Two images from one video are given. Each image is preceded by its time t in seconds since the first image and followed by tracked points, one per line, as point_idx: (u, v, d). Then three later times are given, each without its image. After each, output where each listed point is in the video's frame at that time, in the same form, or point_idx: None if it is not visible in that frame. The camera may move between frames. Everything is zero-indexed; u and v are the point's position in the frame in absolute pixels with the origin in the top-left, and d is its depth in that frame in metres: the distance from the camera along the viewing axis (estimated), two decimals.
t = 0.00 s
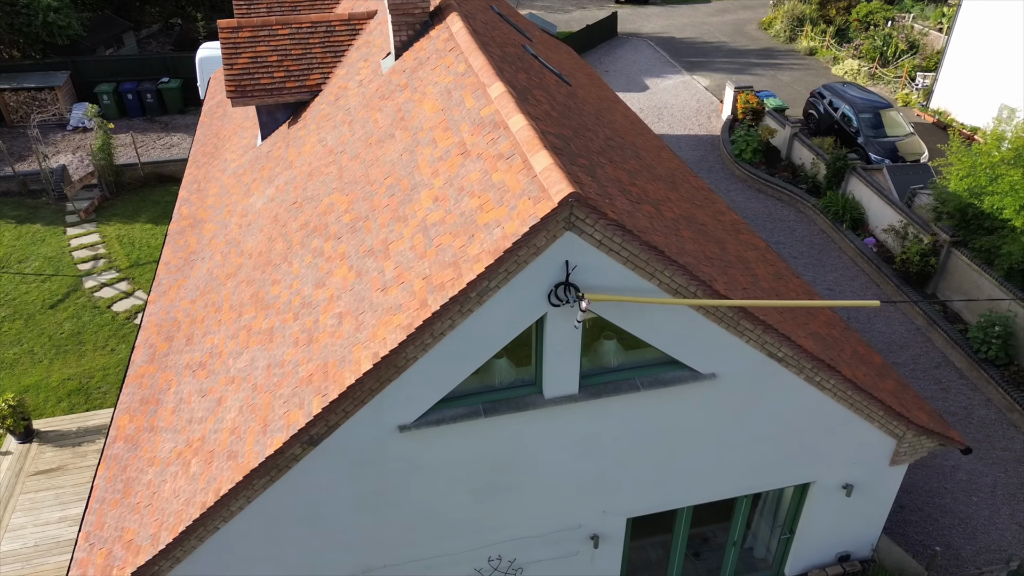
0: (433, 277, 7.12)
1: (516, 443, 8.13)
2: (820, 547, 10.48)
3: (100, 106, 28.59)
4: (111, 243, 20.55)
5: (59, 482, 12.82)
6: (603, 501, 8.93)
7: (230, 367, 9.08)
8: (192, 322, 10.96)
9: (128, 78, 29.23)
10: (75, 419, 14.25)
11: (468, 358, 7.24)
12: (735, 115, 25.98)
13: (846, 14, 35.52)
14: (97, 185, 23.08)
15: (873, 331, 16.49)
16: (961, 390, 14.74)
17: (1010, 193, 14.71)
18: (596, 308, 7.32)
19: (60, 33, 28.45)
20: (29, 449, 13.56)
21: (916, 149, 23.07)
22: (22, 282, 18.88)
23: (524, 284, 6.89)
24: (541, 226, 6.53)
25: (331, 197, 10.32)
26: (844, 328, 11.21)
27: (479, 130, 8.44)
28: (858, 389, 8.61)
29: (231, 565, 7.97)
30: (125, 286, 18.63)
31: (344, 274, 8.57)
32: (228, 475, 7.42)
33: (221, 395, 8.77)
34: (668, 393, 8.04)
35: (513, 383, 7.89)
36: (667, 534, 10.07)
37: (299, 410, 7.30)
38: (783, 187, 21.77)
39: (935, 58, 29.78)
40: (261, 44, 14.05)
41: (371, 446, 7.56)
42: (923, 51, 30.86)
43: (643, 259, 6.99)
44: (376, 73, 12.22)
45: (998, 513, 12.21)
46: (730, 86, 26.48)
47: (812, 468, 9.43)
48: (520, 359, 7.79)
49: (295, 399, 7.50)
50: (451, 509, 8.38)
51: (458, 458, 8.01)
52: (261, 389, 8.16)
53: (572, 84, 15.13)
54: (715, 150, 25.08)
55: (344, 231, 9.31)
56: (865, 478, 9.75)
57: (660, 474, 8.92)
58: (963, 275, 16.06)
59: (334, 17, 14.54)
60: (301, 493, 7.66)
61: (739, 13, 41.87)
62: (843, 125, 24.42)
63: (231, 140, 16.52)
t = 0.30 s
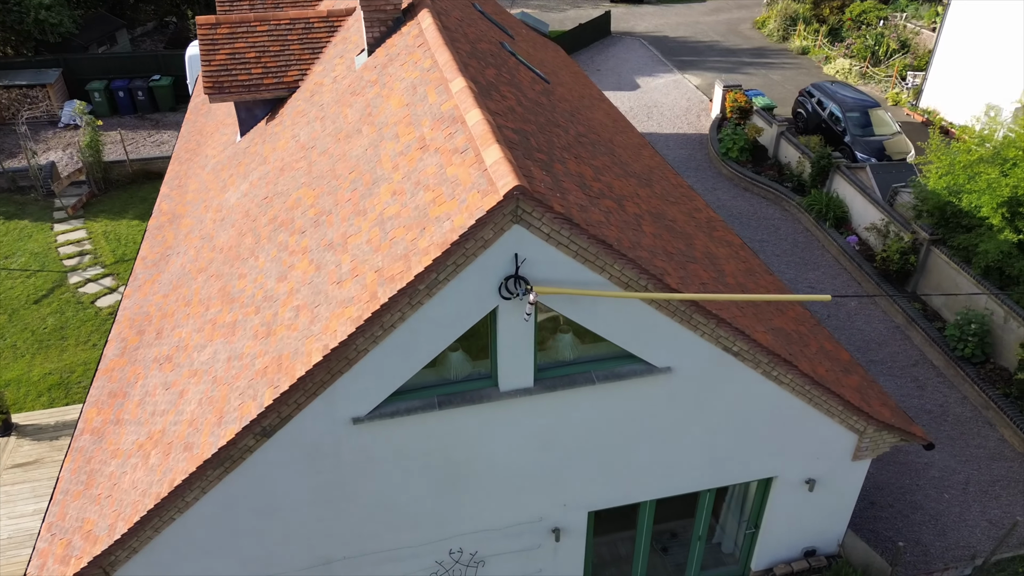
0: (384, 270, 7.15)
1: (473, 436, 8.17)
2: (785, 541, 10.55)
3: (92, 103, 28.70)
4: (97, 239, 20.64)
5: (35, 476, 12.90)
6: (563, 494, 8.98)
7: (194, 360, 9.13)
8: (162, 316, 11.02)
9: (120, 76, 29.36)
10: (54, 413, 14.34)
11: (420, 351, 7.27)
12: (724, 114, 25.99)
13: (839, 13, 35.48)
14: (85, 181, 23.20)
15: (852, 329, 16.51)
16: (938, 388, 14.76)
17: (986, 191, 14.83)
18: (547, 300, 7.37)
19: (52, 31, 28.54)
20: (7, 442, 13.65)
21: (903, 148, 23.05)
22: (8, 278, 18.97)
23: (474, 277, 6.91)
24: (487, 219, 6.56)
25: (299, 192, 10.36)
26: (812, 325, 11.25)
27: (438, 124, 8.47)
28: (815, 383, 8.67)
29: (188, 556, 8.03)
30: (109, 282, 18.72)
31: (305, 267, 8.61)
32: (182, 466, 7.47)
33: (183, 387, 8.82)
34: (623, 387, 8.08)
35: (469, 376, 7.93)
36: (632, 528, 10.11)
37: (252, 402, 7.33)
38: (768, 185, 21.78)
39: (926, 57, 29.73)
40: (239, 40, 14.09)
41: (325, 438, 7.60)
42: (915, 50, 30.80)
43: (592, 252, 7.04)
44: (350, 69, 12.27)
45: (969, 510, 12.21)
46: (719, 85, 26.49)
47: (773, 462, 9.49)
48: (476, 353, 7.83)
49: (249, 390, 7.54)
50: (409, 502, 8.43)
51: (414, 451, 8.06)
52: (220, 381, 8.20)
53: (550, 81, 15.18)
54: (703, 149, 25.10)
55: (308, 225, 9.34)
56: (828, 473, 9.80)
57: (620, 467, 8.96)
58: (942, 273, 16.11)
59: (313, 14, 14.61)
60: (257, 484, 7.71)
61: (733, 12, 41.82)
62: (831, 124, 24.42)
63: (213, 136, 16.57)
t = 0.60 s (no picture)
0: (336, 263, 7.19)
1: (430, 429, 8.21)
2: (750, 536, 10.61)
3: (84, 100, 28.81)
4: (83, 235, 20.74)
5: (11, 469, 13.01)
6: (523, 488, 9.04)
7: (157, 354, 9.17)
8: (133, 310, 11.07)
9: (112, 74, 29.49)
10: (33, 407, 14.45)
11: (373, 344, 7.29)
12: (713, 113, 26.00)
13: (832, 12, 35.42)
14: (74, 178, 23.34)
15: (832, 327, 16.55)
16: (914, 386, 14.79)
17: (963, 190, 14.85)
18: (498, 294, 7.40)
19: (43, 28, 28.59)
20: None
21: (889, 146, 23.04)
22: None
23: (423, 270, 6.93)
24: (434, 212, 6.58)
25: (267, 187, 10.41)
26: (780, 322, 11.30)
27: (398, 119, 8.50)
28: (773, 379, 8.71)
29: (145, 547, 8.09)
30: (93, 278, 18.81)
31: (265, 261, 8.65)
32: (137, 457, 7.52)
33: (145, 380, 8.87)
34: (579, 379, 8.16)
35: (424, 370, 7.96)
36: (596, 522, 10.18)
37: (205, 394, 7.37)
38: (754, 183, 21.81)
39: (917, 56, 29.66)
40: (217, 37, 14.13)
41: (280, 430, 7.64)
42: (906, 49, 30.73)
43: (542, 246, 7.07)
44: (324, 65, 12.32)
45: (939, 507, 12.23)
46: (708, 83, 26.50)
47: (735, 457, 9.54)
48: (432, 347, 7.86)
49: (204, 383, 7.59)
50: (368, 494, 8.47)
51: (371, 444, 8.10)
52: (179, 374, 8.25)
53: (528, 78, 15.22)
54: (691, 148, 25.12)
55: (273, 220, 9.39)
56: (790, 468, 9.85)
57: (580, 461, 9.01)
58: (921, 271, 16.12)
59: (291, 11, 14.68)
60: (212, 475, 7.75)
61: (728, 11, 41.76)
62: (818, 122, 24.41)
63: (194, 132, 16.62)
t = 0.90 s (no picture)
0: (288, 256, 7.21)
1: (387, 423, 8.24)
2: (714, 530, 10.66)
3: (73, 98, 28.89)
4: (68, 232, 20.81)
5: None
6: (483, 482, 9.07)
7: (120, 348, 9.21)
8: (103, 305, 11.11)
9: (102, 71, 29.56)
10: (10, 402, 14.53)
11: (324, 336, 7.32)
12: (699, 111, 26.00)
13: (824, 11, 35.42)
14: (60, 175, 23.42)
15: (810, 324, 16.57)
16: (889, 383, 14.83)
17: (939, 187, 14.91)
18: (449, 287, 7.41)
19: (33, 26, 28.77)
20: None
21: (874, 145, 23.02)
22: None
23: (372, 263, 6.95)
24: (380, 205, 6.60)
25: (235, 182, 10.44)
26: (748, 318, 11.33)
27: (357, 114, 8.52)
28: (731, 373, 8.75)
29: (103, 539, 8.12)
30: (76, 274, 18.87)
31: (225, 255, 8.68)
32: (92, 449, 7.55)
33: (106, 373, 8.91)
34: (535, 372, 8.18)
35: (379, 363, 7.97)
36: (560, 516, 10.21)
37: (158, 386, 7.40)
38: (737, 181, 21.83)
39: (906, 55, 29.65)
40: (194, 33, 14.10)
41: (233, 423, 7.67)
42: (895, 47, 30.72)
43: (491, 239, 7.09)
44: (296, 61, 12.35)
45: (908, 503, 12.27)
46: (695, 82, 26.52)
47: (696, 451, 9.58)
48: (388, 341, 7.88)
49: (158, 375, 7.62)
50: (325, 488, 8.50)
51: (327, 437, 8.13)
52: (137, 367, 8.28)
53: (505, 76, 15.26)
54: (677, 146, 25.14)
55: (236, 214, 9.42)
56: (753, 463, 9.90)
57: (540, 455, 9.04)
58: (898, 268, 16.14)
59: (268, 8, 14.73)
60: (167, 468, 7.78)
61: (721, 10, 41.76)
62: (804, 121, 24.39)
63: (174, 128, 16.65)
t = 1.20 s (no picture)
0: (239, 250, 7.25)
1: (344, 417, 8.27)
2: (680, 525, 10.69)
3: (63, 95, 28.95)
4: (52, 229, 20.86)
5: None
6: (444, 475, 9.12)
7: (83, 341, 9.25)
8: (72, 300, 11.15)
9: (92, 69, 29.54)
10: None
11: (276, 330, 7.35)
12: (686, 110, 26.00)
13: (815, 11, 35.41)
14: (47, 172, 23.48)
15: (788, 322, 16.60)
16: (864, 380, 14.88)
17: (914, 185, 14.97)
18: (401, 281, 7.43)
19: (22, 24, 28.88)
20: None
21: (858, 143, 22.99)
22: None
23: (321, 256, 6.97)
24: (326, 199, 6.61)
25: (202, 177, 10.46)
26: (716, 315, 11.37)
27: (316, 109, 8.53)
28: (688, 368, 8.78)
29: (60, 532, 8.16)
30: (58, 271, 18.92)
31: (185, 249, 8.70)
32: (46, 441, 7.59)
33: (68, 367, 8.94)
34: (491, 367, 8.24)
35: (334, 357, 7.99)
36: (524, 511, 10.26)
37: (111, 378, 7.45)
38: (721, 180, 21.85)
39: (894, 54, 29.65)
40: (170, 30, 14.26)
41: (187, 416, 7.71)
42: (884, 47, 30.71)
43: (441, 234, 7.09)
44: (269, 57, 12.37)
45: (878, 499, 12.32)
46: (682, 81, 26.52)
47: (658, 446, 9.62)
48: (343, 335, 7.90)
49: (113, 368, 7.66)
50: (283, 481, 8.55)
51: (283, 431, 8.16)
52: (96, 360, 8.31)
53: (482, 73, 15.29)
54: (664, 144, 25.16)
55: (199, 209, 9.44)
56: (715, 458, 9.95)
57: (499, 448, 9.08)
58: (875, 266, 16.16)
59: (244, 5, 14.83)
60: (123, 461, 7.82)
61: (713, 9, 41.75)
62: (789, 119, 24.36)
63: (153, 125, 16.68)
